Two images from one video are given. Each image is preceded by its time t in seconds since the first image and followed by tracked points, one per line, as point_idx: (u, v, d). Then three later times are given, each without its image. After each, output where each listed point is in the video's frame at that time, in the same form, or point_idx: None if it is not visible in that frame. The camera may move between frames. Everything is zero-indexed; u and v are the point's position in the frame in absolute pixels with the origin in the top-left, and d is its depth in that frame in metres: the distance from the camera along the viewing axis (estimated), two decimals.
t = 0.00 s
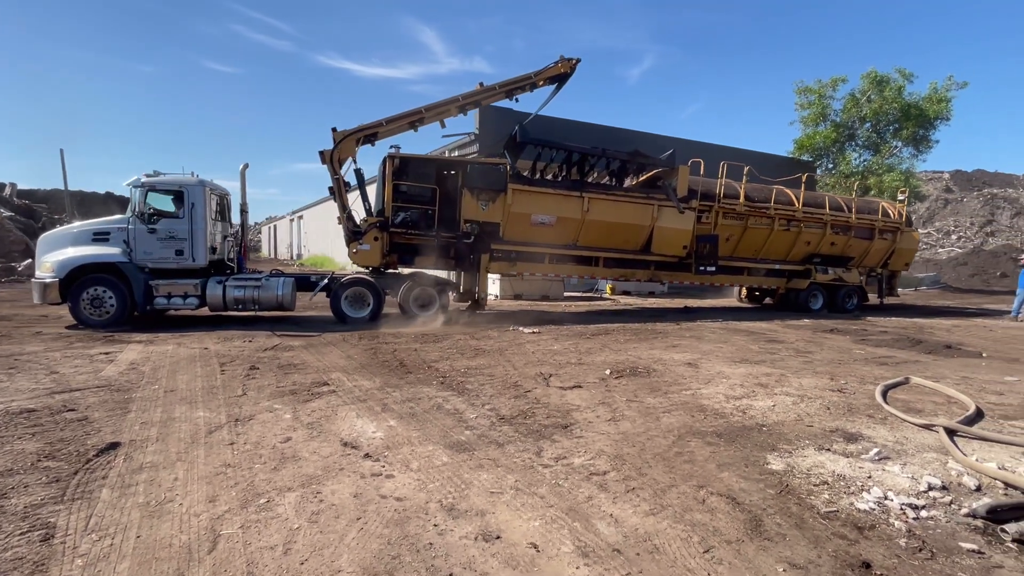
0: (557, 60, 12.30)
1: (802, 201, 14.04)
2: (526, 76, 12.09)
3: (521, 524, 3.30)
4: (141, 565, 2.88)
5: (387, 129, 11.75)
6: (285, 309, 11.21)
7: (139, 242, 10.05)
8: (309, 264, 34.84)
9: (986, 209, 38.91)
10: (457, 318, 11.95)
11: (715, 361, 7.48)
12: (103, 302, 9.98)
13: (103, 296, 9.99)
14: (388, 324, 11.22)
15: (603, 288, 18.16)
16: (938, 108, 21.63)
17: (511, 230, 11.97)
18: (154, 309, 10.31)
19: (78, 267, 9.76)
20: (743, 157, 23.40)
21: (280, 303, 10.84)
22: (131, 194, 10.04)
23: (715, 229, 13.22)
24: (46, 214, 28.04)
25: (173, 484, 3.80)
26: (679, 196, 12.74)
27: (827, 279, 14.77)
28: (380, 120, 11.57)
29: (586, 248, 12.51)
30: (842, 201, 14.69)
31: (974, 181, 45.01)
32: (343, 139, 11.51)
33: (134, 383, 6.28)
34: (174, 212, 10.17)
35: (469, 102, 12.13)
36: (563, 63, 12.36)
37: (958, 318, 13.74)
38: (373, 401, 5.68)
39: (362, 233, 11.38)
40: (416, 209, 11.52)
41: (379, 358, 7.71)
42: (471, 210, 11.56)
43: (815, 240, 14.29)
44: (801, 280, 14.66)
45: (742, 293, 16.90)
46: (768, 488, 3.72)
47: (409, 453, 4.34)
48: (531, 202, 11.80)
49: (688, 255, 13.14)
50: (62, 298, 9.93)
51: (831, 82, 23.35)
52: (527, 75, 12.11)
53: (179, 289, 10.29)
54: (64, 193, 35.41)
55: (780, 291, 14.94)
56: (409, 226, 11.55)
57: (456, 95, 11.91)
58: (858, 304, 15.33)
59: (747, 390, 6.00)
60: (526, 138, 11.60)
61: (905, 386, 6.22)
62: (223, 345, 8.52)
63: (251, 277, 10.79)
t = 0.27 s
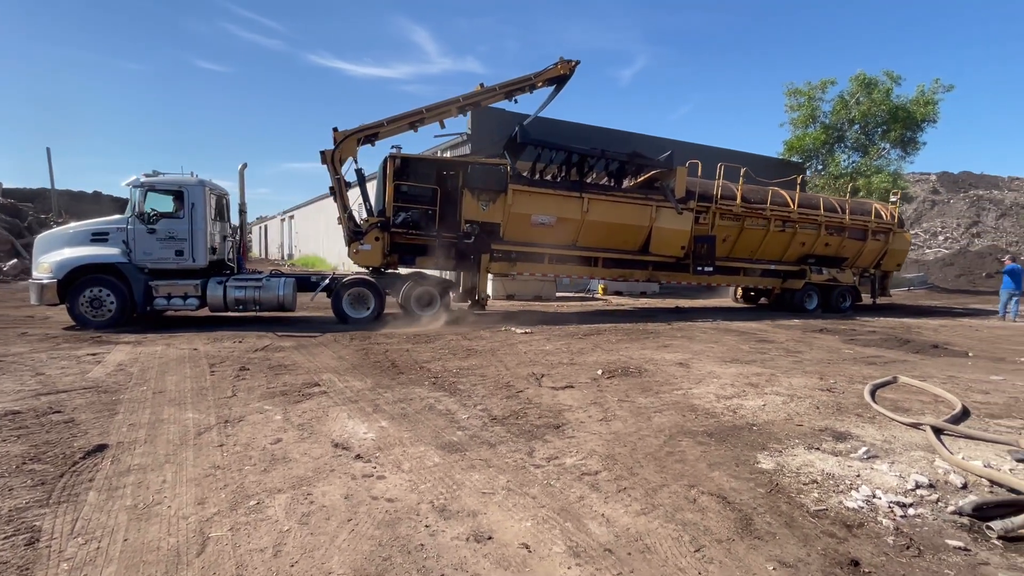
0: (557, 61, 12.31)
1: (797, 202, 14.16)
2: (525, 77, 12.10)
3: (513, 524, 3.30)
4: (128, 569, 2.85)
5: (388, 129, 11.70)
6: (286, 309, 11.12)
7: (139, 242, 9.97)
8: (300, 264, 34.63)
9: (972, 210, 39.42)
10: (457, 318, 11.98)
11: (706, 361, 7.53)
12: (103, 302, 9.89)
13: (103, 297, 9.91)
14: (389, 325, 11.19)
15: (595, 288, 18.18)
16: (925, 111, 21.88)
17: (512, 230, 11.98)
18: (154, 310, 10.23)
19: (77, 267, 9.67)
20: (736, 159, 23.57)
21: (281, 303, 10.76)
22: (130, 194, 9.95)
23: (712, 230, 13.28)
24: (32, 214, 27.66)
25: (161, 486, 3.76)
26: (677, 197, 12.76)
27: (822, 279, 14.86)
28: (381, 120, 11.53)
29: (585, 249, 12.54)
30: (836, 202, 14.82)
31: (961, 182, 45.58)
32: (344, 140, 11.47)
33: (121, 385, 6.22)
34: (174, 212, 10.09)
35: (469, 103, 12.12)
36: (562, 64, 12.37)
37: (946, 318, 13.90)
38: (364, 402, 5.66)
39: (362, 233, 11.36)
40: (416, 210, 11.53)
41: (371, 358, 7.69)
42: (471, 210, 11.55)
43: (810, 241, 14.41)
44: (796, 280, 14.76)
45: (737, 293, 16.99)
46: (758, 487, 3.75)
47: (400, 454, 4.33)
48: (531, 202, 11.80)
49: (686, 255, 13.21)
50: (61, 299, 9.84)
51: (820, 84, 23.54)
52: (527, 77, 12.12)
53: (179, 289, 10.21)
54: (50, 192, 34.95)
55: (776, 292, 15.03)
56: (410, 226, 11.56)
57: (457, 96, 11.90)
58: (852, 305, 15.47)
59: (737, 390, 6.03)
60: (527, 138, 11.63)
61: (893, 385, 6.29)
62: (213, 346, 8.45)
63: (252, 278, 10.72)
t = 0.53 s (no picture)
0: (555, 62, 12.32)
1: (791, 203, 14.25)
2: (524, 78, 12.10)
3: (503, 524, 3.30)
4: (113, 573, 2.82)
5: (388, 130, 11.64)
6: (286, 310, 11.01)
7: (137, 242, 9.87)
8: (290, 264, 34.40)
9: (957, 211, 40.00)
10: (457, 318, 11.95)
11: (696, 360, 7.57)
12: (101, 303, 9.77)
13: (101, 297, 9.79)
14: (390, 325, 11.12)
15: (586, 288, 18.20)
16: (910, 113, 22.15)
17: (511, 231, 11.99)
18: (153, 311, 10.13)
19: (75, 267, 9.56)
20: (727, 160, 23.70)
21: (280, 303, 10.66)
22: (128, 194, 9.86)
23: (708, 230, 13.36)
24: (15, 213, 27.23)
25: (147, 489, 3.71)
26: (674, 199, 12.80)
27: (815, 279, 15.00)
28: (381, 121, 11.48)
29: (583, 249, 12.58)
30: (829, 203, 14.96)
31: (945, 183, 46.22)
32: (344, 140, 11.41)
33: (107, 386, 6.13)
34: (173, 212, 10.00)
35: (468, 104, 12.10)
36: (561, 65, 12.38)
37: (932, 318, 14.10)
38: (354, 403, 5.63)
39: (362, 233, 11.31)
40: (416, 210, 11.48)
41: (361, 359, 7.65)
42: (471, 210, 11.53)
43: (803, 241, 14.54)
44: (790, 280, 14.86)
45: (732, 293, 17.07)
46: (747, 486, 3.77)
47: (390, 455, 4.31)
48: (530, 203, 11.81)
49: (682, 256, 13.30)
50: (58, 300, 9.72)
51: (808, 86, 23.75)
52: (525, 78, 12.11)
53: (178, 290, 10.10)
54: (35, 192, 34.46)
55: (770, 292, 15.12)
56: (410, 226, 11.51)
57: (456, 96, 11.88)
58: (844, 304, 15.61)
59: (726, 389, 6.07)
60: (526, 138, 11.65)
61: (880, 383, 6.37)
62: (201, 347, 8.36)
63: (252, 278, 10.62)
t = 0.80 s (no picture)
0: (552, 64, 12.33)
1: (783, 204, 14.39)
2: (522, 79, 12.10)
3: (493, 525, 3.30)
4: None
5: (385, 130, 11.59)
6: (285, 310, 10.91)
7: (133, 242, 9.74)
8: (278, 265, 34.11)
9: (939, 212, 40.64)
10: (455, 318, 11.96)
11: (685, 360, 7.62)
12: (97, 304, 9.61)
13: (97, 298, 9.63)
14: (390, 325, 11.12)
15: (575, 288, 18.24)
16: (895, 115, 22.46)
17: (508, 231, 11.98)
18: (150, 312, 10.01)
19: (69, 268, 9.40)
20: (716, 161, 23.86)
21: (279, 304, 10.56)
22: (123, 194, 9.71)
23: (702, 231, 13.45)
24: None
25: (132, 493, 3.66)
26: (669, 199, 12.95)
27: (807, 279, 15.14)
28: (379, 121, 11.42)
29: (580, 249, 12.60)
30: (820, 204, 15.12)
31: (928, 185, 46.94)
32: (342, 139, 11.33)
33: (91, 389, 6.04)
34: (170, 212, 9.90)
35: (466, 105, 12.08)
36: (558, 67, 12.40)
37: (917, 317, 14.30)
38: (343, 405, 5.59)
39: (360, 233, 11.33)
40: (414, 210, 11.48)
41: (350, 360, 7.60)
42: (469, 210, 11.52)
43: (795, 241, 14.69)
44: (782, 280, 14.98)
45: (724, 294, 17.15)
46: (735, 485, 3.80)
47: (379, 456, 4.29)
48: (528, 203, 11.80)
49: (677, 256, 13.33)
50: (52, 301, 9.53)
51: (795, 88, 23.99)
52: (523, 79, 12.12)
53: (175, 291, 9.99)
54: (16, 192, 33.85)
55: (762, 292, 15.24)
56: (408, 227, 11.53)
57: (454, 97, 11.85)
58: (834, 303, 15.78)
59: (715, 389, 6.11)
60: (524, 138, 11.68)
61: (865, 382, 6.46)
62: (187, 348, 8.27)
63: (250, 278, 10.52)
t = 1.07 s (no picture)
0: (548, 65, 12.34)
1: (774, 205, 14.53)
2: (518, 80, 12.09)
3: (481, 525, 3.29)
4: None
5: (382, 130, 11.51)
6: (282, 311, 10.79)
7: (127, 243, 9.61)
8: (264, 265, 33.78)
9: (921, 213, 41.30)
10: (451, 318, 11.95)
11: (673, 359, 7.67)
12: (92, 305, 9.45)
13: (91, 299, 9.46)
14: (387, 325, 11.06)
15: (564, 288, 18.26)
16: (878, 117, 22.78)
17: (505, 231, 11.98)
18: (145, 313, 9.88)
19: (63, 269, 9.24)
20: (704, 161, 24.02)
21: (275, 304, 10.42)
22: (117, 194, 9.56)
23: (696, 231, 13.54)
24: None
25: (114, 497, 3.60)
26: (664, 200, 13.01)
27: (797, 279, 15.30)
28: (376, 120, 11.35)
29: (575, 249, 12.62)
30: (810, 205, 15.28)
31: (910, 186, 47.69)
32: (339, 139, 11.24)
33: (72, 392, 5.93)
34: (165, 212, 9.77)
35: (462, 105, 12.05)
36: (554, 68, 12.41)
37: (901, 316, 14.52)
38: (330, 406, 5.54)
39: (357, 233, 11.24)
40: (411, 210, 11.42)
41: (337, 361, 7.55)
42: (465, 211, 11.53)
43: (786, 242, 14.83)
44: (773, 280, 15.12)
45: (716, 292, 17.28)
46: (722, 483, 3.83)
47: (367, 458, 4.25)
48: (524, 204, 11.81)
49: (671, 256, 13.41)
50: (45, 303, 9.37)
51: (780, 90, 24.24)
52: (519, 80, 12.11)
53: (171, 292, 9.88)
54: None
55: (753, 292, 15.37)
56: (405, 227, 11.47)
57: (451, 97, 11.82)
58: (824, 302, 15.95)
59: (702, 388, 6.15)
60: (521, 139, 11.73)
61: (849, 380, 6.54)
62: (172, 350, 8.16)
63: (246, 279, 10.36)
